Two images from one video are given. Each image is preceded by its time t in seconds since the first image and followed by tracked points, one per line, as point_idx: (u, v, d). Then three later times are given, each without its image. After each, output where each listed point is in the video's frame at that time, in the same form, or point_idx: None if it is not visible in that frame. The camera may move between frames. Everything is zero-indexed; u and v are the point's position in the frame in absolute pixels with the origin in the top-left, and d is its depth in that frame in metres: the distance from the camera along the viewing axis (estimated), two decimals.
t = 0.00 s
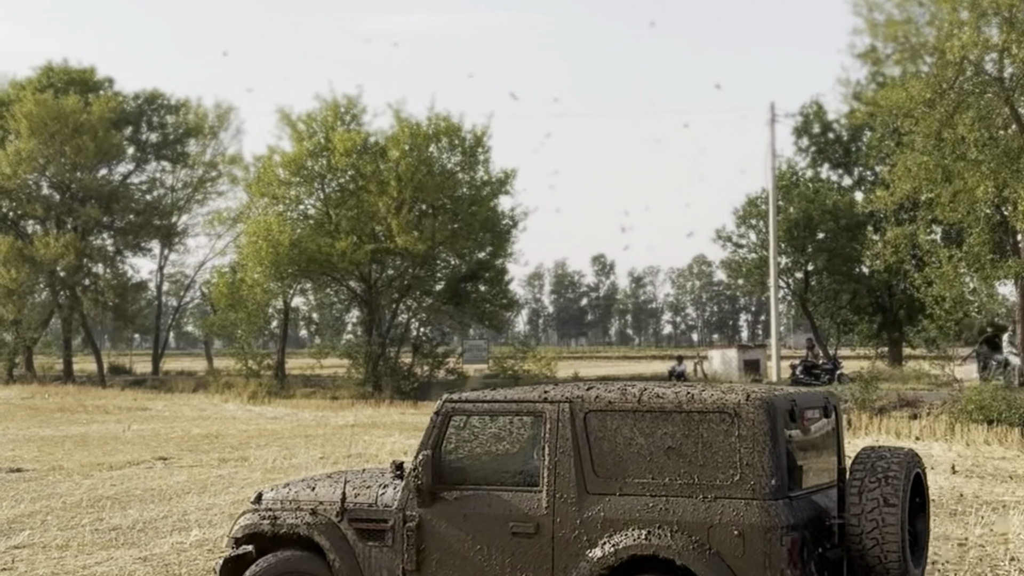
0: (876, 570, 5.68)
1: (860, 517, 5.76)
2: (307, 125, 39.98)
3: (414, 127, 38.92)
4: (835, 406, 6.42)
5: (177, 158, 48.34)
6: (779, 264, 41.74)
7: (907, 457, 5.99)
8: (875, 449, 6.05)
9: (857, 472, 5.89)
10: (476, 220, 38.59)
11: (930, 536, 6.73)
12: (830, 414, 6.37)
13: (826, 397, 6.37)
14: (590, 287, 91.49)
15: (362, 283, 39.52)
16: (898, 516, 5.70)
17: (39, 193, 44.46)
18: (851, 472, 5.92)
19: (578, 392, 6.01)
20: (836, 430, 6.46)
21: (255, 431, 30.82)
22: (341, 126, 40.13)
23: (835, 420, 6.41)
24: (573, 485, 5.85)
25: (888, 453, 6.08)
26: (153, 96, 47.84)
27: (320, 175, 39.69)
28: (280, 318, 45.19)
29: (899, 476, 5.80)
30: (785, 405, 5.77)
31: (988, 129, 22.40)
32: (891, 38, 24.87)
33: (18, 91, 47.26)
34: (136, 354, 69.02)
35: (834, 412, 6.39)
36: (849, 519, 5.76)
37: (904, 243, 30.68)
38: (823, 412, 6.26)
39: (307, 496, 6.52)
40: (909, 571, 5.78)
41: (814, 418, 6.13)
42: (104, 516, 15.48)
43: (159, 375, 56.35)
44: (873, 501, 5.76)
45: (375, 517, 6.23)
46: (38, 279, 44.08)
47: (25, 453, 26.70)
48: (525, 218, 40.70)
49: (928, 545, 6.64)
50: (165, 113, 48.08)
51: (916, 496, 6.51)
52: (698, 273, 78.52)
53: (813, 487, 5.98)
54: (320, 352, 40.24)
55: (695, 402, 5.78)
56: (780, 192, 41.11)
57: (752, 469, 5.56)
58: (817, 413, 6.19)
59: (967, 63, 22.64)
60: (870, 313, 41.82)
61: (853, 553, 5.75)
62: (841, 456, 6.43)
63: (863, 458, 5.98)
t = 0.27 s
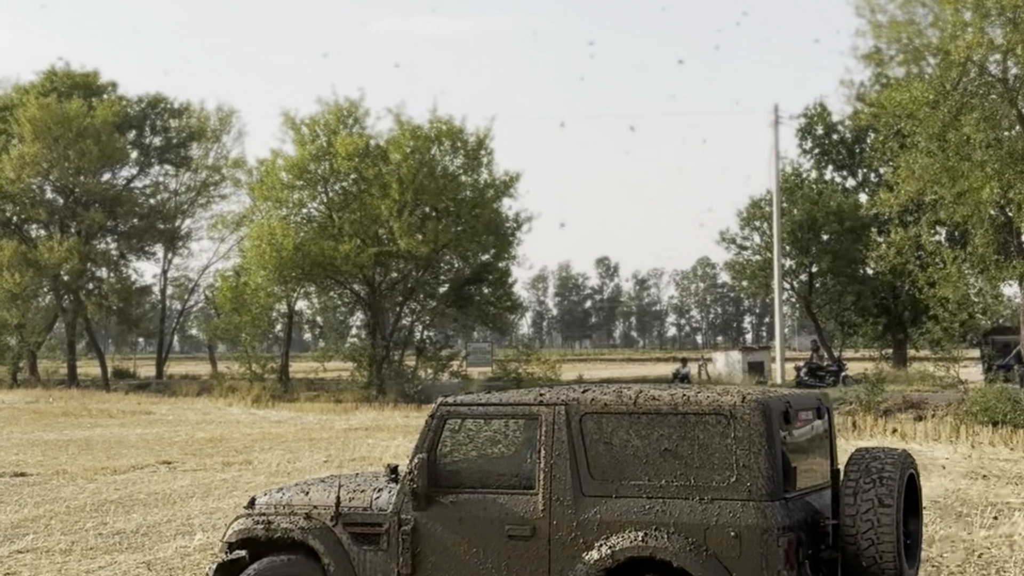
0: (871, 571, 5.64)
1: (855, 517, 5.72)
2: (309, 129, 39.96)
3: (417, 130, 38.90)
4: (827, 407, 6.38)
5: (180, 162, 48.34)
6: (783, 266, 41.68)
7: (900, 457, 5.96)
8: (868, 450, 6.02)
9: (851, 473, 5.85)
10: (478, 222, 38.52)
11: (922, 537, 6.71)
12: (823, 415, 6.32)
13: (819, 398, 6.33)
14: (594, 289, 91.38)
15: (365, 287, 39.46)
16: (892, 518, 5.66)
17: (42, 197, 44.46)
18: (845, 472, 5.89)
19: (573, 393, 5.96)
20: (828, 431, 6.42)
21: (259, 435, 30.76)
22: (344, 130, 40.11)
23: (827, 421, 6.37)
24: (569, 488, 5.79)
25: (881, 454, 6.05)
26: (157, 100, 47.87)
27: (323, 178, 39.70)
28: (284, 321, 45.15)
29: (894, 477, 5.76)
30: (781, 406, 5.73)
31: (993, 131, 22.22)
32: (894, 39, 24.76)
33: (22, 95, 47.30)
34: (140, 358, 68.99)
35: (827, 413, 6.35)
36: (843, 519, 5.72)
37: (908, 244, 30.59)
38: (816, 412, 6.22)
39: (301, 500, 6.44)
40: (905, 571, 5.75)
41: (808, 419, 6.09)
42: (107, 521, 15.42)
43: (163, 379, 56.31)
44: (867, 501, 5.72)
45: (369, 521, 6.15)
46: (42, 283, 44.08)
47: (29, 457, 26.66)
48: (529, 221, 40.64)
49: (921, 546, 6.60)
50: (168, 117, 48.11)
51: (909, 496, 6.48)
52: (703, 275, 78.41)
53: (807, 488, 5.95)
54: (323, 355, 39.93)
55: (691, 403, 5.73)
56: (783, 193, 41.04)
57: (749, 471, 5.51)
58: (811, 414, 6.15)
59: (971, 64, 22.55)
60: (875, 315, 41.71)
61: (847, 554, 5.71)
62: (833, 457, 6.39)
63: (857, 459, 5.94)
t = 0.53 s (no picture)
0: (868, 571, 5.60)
1: (852, 518, 5.68)
2: (312, 132, 39.95)
3: (420, 132, 38.91)
4: (823, 408, 6.34)
5: (184, 165, 48.35)
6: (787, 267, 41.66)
7: (898, 458, 5.92)
8: (865, 450, 5.97)
9: (849, 473, 5.80)
10: (481, 224, 38.48)
11: (917, 536, 6.68)
12: (818, 416, 6.28)
13: (815, 398, 6.29)
14: (598, 291, 91.28)
15: (369, 289, 39.43)
16: (889, 518, 5.63)
17: (46, 200, 44.49)
18: (842, 473, 5.84)
19: (572, 395, 5.91)
20: (824, 432, 6.38)
21: (263, 437, 30.73)
22: (347, 132, 40.13)
23: (823, 422, 6.33)
24: (567, 489, 5.75)
25: (879, 455, 6.00)
26: (160, 103, 47.92)
27: (327, 180, 39.70)
28: (287, 324, 45.12)
29: (891, 477, 5.71)
30: (779, 407, 5.69)
31: (997, 130, 21.97)
32: (897, 40, 24.66)
33: (25, 98, 47.33)
34: (144, 361, 68.99)
35: (823, 414, 6.30)
36: (841, 521, 5.68)
37: (912, 244, 30.53)
38: (812, 413, 6.17)
39: (296, 503, 6.36)
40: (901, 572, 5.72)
41: (804, 420, 6.05)
42: (110, 524, 15.38)
43: (167, 381, 56.29)
44: (864, 502, 5.67)
45: (366, 524, 6.08)
46: (46, 286, 44.10)
47: (32, 460, 26.65)
48: (532, 222, 40.58)
49: (916, 546, 6.57)
50: (171, 120, 48.15)
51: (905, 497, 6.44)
52: (706, 277, 78.34)
53: (803, 489, 5.90)
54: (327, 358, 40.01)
55: (689, 405, 5.69)
56: (787, 194, 40.97)
57: (748, 472, 5.48)
58: (807, 415, 6.10)
59: (975, 65, 22.54)
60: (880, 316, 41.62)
61: (845, 554, 5.67)
62: (828, 457, 6.34)
63: (854, 459, 5.90)
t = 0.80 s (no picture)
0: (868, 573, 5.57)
1: (852, 520, 5.66)
2: (315, 133, 39.95)
3: (422, 133, 38.93)
4: (821, 410, 6.31)
5: (187, 166, 48.37)
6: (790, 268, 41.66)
7: (896, 460, 5.90)
8: (864, 451, 5.95)
9: (848, 475, 5.78)
10: (484, 224, 38.48)
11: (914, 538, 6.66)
12: (816, 418, 6.26)
13: (812, 400, 6.26)
14: (601, 292, 91.26)
15: (372, 290, 39.43)
16: (889, 521, 5.60)
17: (49, 202, 44.55)
18: (841, 476, 5.81)
19: (571, 397, 5.87)
20: (821, 434, 6.36)
21: (266, 438, 30.72)
22: (350, 133, 40.16)
23: (820, 424, 6.32)
24: (566, 491, 5.72)
25: (877, 457, 5.98)
26: (163, 104, 47.99)
27: (329, 182, 39.69)
28: (290, 325, 45.16)
29: (890, 479, 5.69)
30: (778, 409, 5.67)
31: (1000, 131, 21.84)
32: (900, 40, 24.55)
33: (29, 100, 47.39)
34: (148, 362, 69.06)
35: (820, 416, 6.28)
36: (840, 523, 5.66)
37: (915, 245, 30.51)
38: (809, 415, 6.15)
39: (292, 504, 6.29)
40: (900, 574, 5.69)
41: (802, 422, 6.02)
42: (115, 525, 15.38)
43: (171, 383, 56.33)
44: (863, 504, 5.66)
45: (363, 525, 6.02)
46: (50, 288, 44.16)
47: (36, 462, 26.67)
48: (535, 223, 40.59)
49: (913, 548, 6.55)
50: (175, 122, 48.21)
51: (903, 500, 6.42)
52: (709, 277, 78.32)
53: (801, 490, 5.88)
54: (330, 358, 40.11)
55: (690, 407, 5.66)
56: (790, 195, 40.91)
57: (747, 475, 5.46)
58: (805, 417, 6.08)
59: (978, 65, 22.52)
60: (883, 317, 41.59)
61: (844, 556, 5.65)
62: (826, 458, 6.32)
63: (853, 461, 5.88)
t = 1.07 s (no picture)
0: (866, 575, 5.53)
1: (850, 521, 5.61)
2: (318, 134, 39.98)
3: (425, 133, 38.97)
4: (818, 411, 6.28)
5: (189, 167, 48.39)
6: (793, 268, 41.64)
7: (894, 462, 5.87)
8: (862, 453, 5.92)
9: (846, 478, 5.75)
10: (487, 224, 38.51)
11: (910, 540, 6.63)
12: (813, 420, 6.23)
13: (810, 401, 6.24)
14: (603, 293, 91.21)
15: (375, 291, 39.42)
16: (888, 522, 5.55)
17: (52, 203, 44.58)
18: (839, 477, 5.78)
19: (571, 398, 5.83)
20: (817, 435, 6.33)
21: (269, 439, 30.72)
22: (353, 134, 40.19)
23: (817, 425, 6.29)
24: (565, 492, 5.69)
25: (876, 459, 5.95)
26: (166, 105, 48.01)
27: (332, 182, 39.71)
28: (293, 325, 45.18)
29: (888, 481, 5.66)
30: (778, 410, 5.64)
31: (1002, 131, 21.81)
32: (903, 40, 24.55)
33: (32, 100, 47.41)
34: (150, 363, 69.08)
35: (818, 417, 6.25)
36: (838, 524, 5.61)
37: (918, 244, 30.48)
38: (807, 416, 6.12)
39: (289, 504, 6.23)
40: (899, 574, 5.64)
41: (800, 424, 5.99)
42: (119, 526, 15.35)
43: (173, 383, 56.36)
44: (862, 506, 5.62)
45: (361, 526, 5.97)
46: (53, 289, 44.19)
47: (39, 463, 26.66)
48: (538, 223, 40.59)
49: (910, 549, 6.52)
50: (177, 122, 48.25)
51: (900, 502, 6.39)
52: (712, 277, 78.33)
53: (799, 492, 5.84)
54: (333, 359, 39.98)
55: (690, 409, 5.63)
56: (792, 194, 40.84)
57: (747, 476, 5.43)
58: (802, 418, 6.05)
59: (981, 65, 22.50)
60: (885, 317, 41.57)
61: (842, 557, 5.60)
62: (823, 459, 6.28)
63: (851, 462, 5.84)
